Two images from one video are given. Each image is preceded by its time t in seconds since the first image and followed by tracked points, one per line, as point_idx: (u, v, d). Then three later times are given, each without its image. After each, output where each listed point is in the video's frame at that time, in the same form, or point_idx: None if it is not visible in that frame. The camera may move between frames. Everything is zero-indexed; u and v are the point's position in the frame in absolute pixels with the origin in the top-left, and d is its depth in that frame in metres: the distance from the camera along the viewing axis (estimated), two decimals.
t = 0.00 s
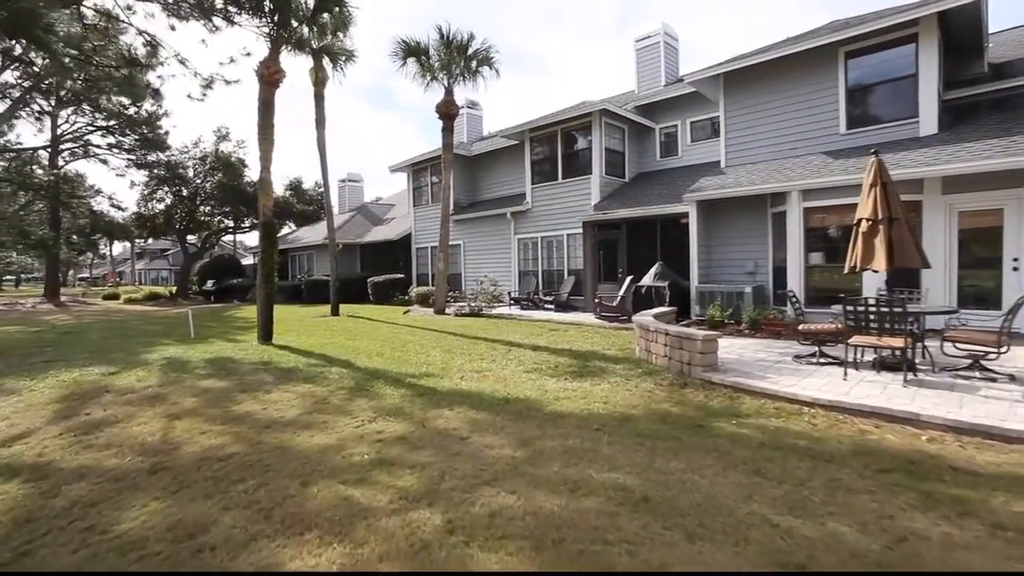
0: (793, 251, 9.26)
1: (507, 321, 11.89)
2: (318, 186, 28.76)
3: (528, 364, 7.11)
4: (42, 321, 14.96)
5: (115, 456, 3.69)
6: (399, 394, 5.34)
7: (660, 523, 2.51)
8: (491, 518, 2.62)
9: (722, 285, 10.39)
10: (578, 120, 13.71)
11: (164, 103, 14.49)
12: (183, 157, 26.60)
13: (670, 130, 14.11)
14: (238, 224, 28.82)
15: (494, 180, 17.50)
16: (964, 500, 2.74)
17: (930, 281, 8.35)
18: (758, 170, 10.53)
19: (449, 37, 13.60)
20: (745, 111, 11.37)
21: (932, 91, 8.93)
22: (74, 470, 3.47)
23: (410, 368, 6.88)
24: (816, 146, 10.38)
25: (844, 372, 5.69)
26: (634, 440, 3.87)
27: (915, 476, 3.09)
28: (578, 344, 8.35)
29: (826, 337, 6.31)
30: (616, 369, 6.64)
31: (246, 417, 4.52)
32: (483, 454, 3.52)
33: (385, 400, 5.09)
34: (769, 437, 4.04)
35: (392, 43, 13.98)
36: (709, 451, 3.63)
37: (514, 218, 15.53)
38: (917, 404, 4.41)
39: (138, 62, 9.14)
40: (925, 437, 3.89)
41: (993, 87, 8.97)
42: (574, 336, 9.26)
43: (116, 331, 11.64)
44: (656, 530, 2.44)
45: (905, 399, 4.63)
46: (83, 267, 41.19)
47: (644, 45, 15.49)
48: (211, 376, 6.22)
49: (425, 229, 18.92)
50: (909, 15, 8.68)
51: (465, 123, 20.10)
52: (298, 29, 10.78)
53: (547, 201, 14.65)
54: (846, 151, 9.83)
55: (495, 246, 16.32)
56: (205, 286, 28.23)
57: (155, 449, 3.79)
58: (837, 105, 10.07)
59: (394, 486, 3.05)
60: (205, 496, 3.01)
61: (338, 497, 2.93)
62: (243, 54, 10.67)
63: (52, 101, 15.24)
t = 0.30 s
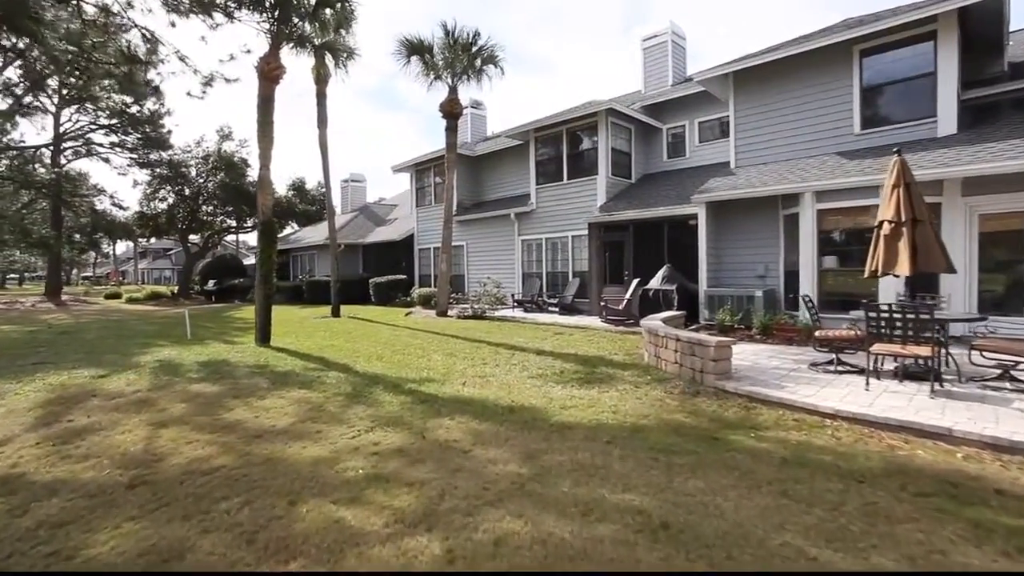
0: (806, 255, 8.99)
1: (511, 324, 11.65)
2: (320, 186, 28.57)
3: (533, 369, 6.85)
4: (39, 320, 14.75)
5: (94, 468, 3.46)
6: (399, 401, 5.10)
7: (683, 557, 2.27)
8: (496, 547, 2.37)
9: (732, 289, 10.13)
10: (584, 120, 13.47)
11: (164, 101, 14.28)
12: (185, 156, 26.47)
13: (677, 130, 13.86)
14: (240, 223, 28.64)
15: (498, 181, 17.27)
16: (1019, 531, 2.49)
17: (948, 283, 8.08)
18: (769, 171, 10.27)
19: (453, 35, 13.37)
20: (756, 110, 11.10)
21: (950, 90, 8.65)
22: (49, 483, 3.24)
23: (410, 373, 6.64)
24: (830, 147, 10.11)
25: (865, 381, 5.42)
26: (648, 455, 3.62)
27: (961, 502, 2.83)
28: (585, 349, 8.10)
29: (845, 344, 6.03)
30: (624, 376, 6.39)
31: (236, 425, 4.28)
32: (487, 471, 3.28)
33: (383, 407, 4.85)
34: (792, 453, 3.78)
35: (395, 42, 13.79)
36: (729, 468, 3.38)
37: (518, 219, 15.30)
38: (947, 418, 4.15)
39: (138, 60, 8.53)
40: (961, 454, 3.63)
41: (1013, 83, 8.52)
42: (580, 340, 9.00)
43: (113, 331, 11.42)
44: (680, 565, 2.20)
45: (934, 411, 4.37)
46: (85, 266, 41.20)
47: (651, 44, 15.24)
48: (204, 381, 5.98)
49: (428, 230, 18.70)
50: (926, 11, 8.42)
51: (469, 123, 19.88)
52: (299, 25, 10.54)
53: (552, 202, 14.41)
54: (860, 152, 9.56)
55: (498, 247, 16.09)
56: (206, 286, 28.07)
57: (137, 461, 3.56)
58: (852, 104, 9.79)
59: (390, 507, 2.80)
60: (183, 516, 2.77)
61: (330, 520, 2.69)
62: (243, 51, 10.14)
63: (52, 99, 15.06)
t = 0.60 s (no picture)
0: (814, 259, 8.77)
1: (511, 326, 11.41)
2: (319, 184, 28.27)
3: (534, 375, 6.62)
4: (30, 317, 14.45)
5: (64, 482, 3.22)
6: (394, 408, 4.87)
7: None
8: None
9: (737, 292, 9.91)
10: (587, 120, 13.26)
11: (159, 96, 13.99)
12: (183, 152, 26.23)
13: (681, 131, 13.64)
14: (240, 222, 28.14)
15: (499, 180, 17.03)
16: None
17: (960, 289, 7.84)
18: (776, 173, 10.05)
19: (455, 31, 13.14)
20: (763, 111, 10.88)
21: (964, 92, 8.44)
22: (13, 498, 3.00)
23: (406, 377, 6.40)
24: (839, 149, 9.89)
25: (881, 392, 5.19)
26: (658, 473, 3.38)
27: (1002, 532, 2.60)
28: (588, 354, 7.86)
29: (859, 352, 5.80)
30: (628, 383, 6.16)
31: (221, 434, 4.04)
32: (486, 489, 3.05)
33: (377, 415, 4.61)
34: (812, 470, 3.55)
35: (396, 37, 13.56)
36: (747, 489, 3.15)
37: (519, 219, 15.07)
38: (972, 434, 3.92)
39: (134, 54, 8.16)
40: (992, 475, 3.40)
41: None
42: (582, 344, 8.77)
43: (103, 329, 11.15)
44: None
45: (957, 426, 4.14)
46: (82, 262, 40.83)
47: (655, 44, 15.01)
48: (191, 384, 5.74)
49: (427, 229, 18.45)
50: (940, 11, 8.21)
51: (470, 121, 19.66)
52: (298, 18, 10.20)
53: (553, 202, 14.19)
54: (870, 155, 9.34)
55: (498, 247, 15.85)
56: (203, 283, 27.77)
57: (112, 473, 3.32)
58: (862, 106, 9.57)
59: (381, 531, 2.57)
60: (155, 538, 2.54)
61: (314, 545, 2.45)
62: (240, 45, 9.59)
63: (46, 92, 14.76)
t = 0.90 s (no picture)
0: (824, 259, 8.54)
1: (513, 326, 11.21)
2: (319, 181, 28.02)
3: (537, 377, 6.40)
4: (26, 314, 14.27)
5: (38, 495, 3.01)
6: (392, 413, 4.65)
7: None
8: None
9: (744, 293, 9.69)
10: (591, 117, 13.03)
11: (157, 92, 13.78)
12: (182, 150, 26.07)
13: (687, 129, 13.41)
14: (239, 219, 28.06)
15: (501, 178, 16.81)
16: None
17: (977, 290, 7.59)
18: (785, 171, 9.83)
19: (457, 26, 12.89)
20: (771, 108, 10.64)
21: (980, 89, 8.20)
22: None
23: (405, 379, 6.19)
24: (850, 147, 9.66)
25: (901, 398, 4.97)
26: (674, 487, 3.16)
27: None
28: (592, 356, 7.64)
29: (874, 355, 5.57)
30: (636, 386, 5.94)
31: (208, 442, 3.83)
32: (489, 506, 2.83)
33: (374, 421, 4.39)
34: (836, 484, 3.33)
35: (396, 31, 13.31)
36: (770, 506, 2.92)
37: (521, 217, 14.85)
38: (1003, 445, 3.70)
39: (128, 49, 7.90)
40: None
41: None
42: (586, 345, 8.56)
43: (97, 328, 10.95)
44: None
45: (986, 436, 3.92)
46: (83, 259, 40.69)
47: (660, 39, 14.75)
48: (183, 386, 5.52)
49: (428, 227, 18.23)
50: (957, 5, 7.97)
51: (472, 118, 19.44)
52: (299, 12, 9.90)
53: (556, 200, 13.97)
54: (882, 153, 9.11)
55: (500, 246, 15.63)
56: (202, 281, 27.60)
57: (89, 486, 3.11)
58: (874, 102, 9.34)
59: (375, 555, 2.35)
60: (127, 562, 2.33)
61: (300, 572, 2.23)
62: (237, 38, 9.05)
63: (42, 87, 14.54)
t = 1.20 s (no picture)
0: (839, 253, 8.23)
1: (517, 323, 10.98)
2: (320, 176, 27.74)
3: (544, 377, 6.16)
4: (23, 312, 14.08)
5: (9, 511, 2.78)
6: (392, 417, 4.42)
7: None
8: None
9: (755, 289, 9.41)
10: (596, 109, 12.74)
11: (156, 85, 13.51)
12: (183, 145, 25.81)
13: (694, 121, 13.11)
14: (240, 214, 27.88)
15: (504, 171, 16.53)
16: None
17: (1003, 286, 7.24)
18: (797, 163, 9.54)
19: (459, 16, 12.58)
20: (782, 99, 10.34)
21: (1003, 78, 7.89)
22: None
23: (406, 379, 5.95)
24: (864, 138, 9.37)
25: (929, 401, 4.70)
26: (695, 501, 2.91)
27: None
28: (600, 354, 7.40)
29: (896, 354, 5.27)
30: (647, 387, 5.70)
31: (197, 450, 3.59)
32: (496, 524, 2.59)
33: (372, 426, 4.16)
34: (869, 497, 3.08)
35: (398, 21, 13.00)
36: (801, 525, 2.68)
37: (524, 212, 14.58)
38: None
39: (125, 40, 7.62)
40: None
41: None
42: (593, 343, 8.31)
43: (95, 325, 10.75)
44: None
45: None
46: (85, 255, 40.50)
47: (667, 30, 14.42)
48: (175, 388, 5.29)
49: (430, 222, 17.97)
50: None
51: (475, 112, 19.15)
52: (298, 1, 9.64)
53: (560, 194, 13.69)
54: (898, 144, 8.82)
55: (503, 241, 15.38)
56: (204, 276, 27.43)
57: (65, 500, 2.88)
58: (891, 93, 9.03)
59: None
60: None
61: None
62: (234, 29, 8.85)
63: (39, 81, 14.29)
